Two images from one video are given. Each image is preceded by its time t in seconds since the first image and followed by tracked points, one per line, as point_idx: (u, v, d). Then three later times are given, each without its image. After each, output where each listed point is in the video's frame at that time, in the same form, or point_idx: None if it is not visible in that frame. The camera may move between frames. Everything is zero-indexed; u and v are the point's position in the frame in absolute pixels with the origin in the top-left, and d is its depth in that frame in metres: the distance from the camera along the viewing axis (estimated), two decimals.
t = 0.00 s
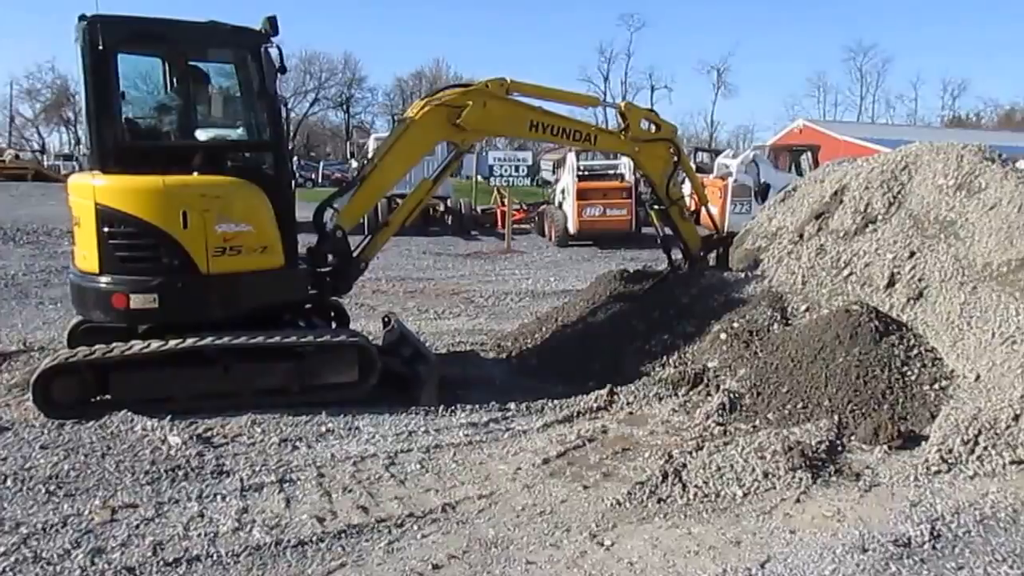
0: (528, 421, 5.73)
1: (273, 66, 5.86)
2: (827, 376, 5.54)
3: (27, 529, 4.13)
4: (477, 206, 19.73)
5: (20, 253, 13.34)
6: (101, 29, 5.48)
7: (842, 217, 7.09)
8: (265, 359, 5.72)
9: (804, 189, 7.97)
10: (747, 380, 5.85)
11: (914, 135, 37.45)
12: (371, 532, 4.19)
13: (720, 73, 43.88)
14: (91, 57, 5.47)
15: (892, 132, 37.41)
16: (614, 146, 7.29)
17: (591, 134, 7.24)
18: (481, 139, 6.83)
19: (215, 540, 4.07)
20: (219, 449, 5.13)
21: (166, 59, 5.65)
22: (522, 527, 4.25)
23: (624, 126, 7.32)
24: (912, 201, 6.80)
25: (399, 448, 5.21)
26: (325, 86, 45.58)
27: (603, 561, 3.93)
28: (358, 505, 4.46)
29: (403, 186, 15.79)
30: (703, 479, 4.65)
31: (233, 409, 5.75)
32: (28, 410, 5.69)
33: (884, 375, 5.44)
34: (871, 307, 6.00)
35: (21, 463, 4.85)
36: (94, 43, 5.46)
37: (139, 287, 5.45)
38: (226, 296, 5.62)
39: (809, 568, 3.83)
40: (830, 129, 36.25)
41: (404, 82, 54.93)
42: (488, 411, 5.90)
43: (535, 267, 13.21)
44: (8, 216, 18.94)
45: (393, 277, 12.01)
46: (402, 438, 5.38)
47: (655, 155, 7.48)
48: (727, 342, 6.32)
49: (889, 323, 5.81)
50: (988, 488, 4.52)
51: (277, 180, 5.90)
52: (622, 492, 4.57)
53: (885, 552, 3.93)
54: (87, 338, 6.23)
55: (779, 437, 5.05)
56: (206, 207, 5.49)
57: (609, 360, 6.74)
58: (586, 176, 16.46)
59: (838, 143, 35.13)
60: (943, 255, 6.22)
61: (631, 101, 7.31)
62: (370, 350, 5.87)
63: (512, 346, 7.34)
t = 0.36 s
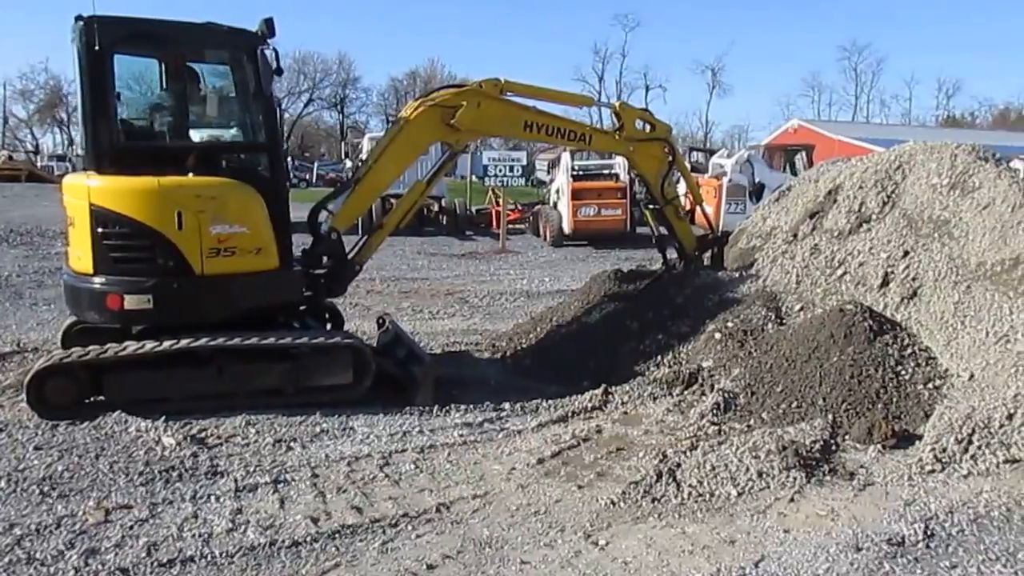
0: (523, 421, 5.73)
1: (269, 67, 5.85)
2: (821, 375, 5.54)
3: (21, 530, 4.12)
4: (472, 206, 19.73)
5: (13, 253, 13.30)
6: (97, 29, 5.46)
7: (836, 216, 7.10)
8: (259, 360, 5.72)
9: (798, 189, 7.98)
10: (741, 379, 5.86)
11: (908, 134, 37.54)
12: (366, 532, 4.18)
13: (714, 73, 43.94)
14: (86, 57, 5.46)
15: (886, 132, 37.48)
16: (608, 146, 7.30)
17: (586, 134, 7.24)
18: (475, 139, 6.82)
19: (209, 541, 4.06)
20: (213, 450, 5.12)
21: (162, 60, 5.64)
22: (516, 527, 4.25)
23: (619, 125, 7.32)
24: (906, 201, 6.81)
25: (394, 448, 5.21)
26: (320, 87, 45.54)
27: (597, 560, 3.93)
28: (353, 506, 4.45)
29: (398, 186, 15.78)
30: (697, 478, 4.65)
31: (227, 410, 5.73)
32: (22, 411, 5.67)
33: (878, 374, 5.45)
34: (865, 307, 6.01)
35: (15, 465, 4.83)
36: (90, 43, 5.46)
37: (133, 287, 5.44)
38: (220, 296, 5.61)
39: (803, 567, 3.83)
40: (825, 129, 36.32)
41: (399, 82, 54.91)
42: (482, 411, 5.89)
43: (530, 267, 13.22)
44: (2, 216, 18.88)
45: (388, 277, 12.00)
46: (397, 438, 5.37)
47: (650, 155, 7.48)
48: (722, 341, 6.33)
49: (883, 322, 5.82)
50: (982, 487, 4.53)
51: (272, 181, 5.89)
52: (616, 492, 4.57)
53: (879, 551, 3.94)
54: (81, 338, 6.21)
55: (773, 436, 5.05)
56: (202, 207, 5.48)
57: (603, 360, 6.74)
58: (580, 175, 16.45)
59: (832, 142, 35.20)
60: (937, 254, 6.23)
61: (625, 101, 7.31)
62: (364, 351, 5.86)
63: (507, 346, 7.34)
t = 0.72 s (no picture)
0: (517, 421, 5.73)
1: (263, 68, 5.85)
2: (815, 374, 5.55)
3: (14, 531, 4.11)
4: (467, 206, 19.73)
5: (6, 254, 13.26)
6: (91, 29, 5.45)
7: (830, 216, 7.12)
8: (253, 360, 5.71)
9: (792, 189, 8.00)
10: (736, 379, 5.87)
11: (902, 134, 37.62)
12: (360, 532, 4.18)
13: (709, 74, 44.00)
14: (81, 57, 5.45)
15: (881, 132, 37.57)
16: (600, 138, 7.25)
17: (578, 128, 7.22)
18: (468, 136, 6.82)
19: (203, 542, 4.05)
20: (207, 450, 5.11)
21: (157, 60, 5.63)
22: (511, 526, 4.25)
23: (610, 118, 7.34)
24: (900, 200, 6.82)
25: (388, 448, 5.21)
26: (315, 87, 45.50)
27: (591, 560, 3.94)
28: (347, 506, 4.45)
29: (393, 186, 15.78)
30: (692, 477, 4.66)
31: (221, 410, 5.71)
32: (15, 412, 5.66)
33: (872, 374, 5.46)
34: (859, 306, 6.02)
35: (8, 466, 4.82)
36: (85, 44, 5.44)
37: (127, 288, 5.43)
38: (214, 297, 5.61)
39: (796, 566, 3.84)
40: (819, 129, 36.37)
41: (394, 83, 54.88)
42: (476, 411, 5.89)
43: (525, 267, 13.22)
44: None
45: (382, 277, 12.00)
46: (391, 438, 5.37)
47: (642, 147, 7.48)
48: (716, 341, 6.34)
49: (877, 321, 5.83)
50: (975, 486, 4.54)
51: (266, 181, 5.88)
52: (610, 492, 4.57)
53: (873, 550, 3.94)
54: (75, 339, 6.20)
55: (767, 435, 5.06)
56: (196, 208, 5.47)
57: (598, 359, 6.74)
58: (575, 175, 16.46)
59: (827, 142, 35.26)
60: (931, 253, 6.25)
61: (616, 94, 7.35)
62: (358, 352, 5.86)
63: (501, 346, 7.34)
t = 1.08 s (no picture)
0: (512, 421, 5.73)
1: (258, 68, 5.84)
2: (809, 374, 5.56)
3: (7, 533, 4.10)
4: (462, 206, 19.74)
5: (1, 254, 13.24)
6: (85, 30, 5.44)
7: (824, 215, 7.14)
8: (247, 362, 5.71)
9: (787, 189, 8.03)
10: (730, 378, 5.87)
11: (897, 134, 37.71)
12: (354, 533, 4.18)
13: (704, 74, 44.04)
14: (75, 58, 5.44)
15: (875, 132, 37.65)
16: (594, 132, 7.26)
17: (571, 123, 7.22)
18: (461, 134, 6.81)
19: (197, 542, 4.05)
20: (201, 451, 5.10)
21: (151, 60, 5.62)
22: (505, 526, 4.25)
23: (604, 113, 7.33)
24: (894, 200, 6.83)
25: (383, 448, 5.20)
26: (310, 87, 45.46)
27: (585, 560, 3.94)
28: (341, 506, 4.45)
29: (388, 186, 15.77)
30: (686, 477, 4.66)
31: (215, 412, 5.71)
32: (8, 413, 5.65)
33: (866, 373, 5.47)
34: (853, 305, 6.03)
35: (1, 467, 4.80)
36: (79, 44, 5.43)
37: (121, 289, 5.41)
38: (208, 297, 5.59)
39: (790, 565, 3.85)
40: (814, 129, 36.44)
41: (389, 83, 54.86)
42: (471, 411, 5.90)
43: (520, 267, 13.23)
44: None
45: (377, 277, 12.00)
46: (386, 439, 5.36)
47: (636, 141, 7.47)
48: (711, 341, 6.35)
49: (871, 321, 5.84)
50: (969, 485, 4.55)
51: (260, 182, 5.88)
52: (604, 492, 4.57)
53: (866, 549, 3.95)
54: (68, 339, 6.18)
55: (762, 435, 5.07)
56: (190, 208, 5.46)
57: (592, 360, 6.75)
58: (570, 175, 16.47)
59: (822, 142, 35.32)
60: (925, 253, 6.26)
61: (610, 88, 7.31)
62: (352, 353, 5.86)
63: (496, 346, 7.34)
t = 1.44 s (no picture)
0: (507, 421, 5.74)
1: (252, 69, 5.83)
2: (803, 374, 5.57)
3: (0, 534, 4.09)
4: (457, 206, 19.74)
5: None
6: (80, 30, 5.42)
7: (818, 215, 7.19)
8: (242, 362, 5.70)
9: (781, 189, 8.06)
10: (724, 378, 5.88)
11: (891, 134, 37.78)
12: (348, 534, 4.17)
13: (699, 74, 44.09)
14: (69, 58, 5.42)
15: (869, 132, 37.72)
16: (584, 120, 7.20)
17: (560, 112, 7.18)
18: (451, 128, 6.80)
19: (191, 543, 4.04)
20: (195, 452, 5.09)
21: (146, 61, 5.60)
22: (499, 527, 4.25)
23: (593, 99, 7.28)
24: (887, 200, 6.86)
25: (378, 449, 5.20)
26: (305, 87, 45.41)
27: (580, 560, 3.94)
28: (335, 507, 4.44)
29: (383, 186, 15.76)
30: (680, 477, 4.67)
31: (209, 412, 5.70)
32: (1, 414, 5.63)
33: (860, 373, 5.48)
34: (847, 305, 6.05)
35: None
36: (73, 44, 5.41)
37: (115, 290, 5.40)
38: (203, 299, 5.59)
39: (784, 565, 3.85)
40: (808, 129, 36.49)
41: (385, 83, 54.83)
42: (466, 411, 5.90)
43: (515, 267, 13.24)
44: None
45: (372, 278, 11.99)
46: (380, 439, 5.36)
47: (626, 127, 7.42)
48: (705, 341, 6.36)
49: (865, 321, 5.85)
50: (962, 484, 4.56)
51: (254, 183, 5.87)
52: (599, 492, 4.57)
53: (860, 548, 3.96)
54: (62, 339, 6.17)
55: (756, 435, 5.08)
56: (184, 209, 5.45)
57: (587, 360, 6.75)
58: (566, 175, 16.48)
59: (816, 142, 35.38)
60: (918, 253, 6.27)
61: (598, 74, 7.27)
62: (347, 355, 5.85)
63: (490, 346, 7.35)
